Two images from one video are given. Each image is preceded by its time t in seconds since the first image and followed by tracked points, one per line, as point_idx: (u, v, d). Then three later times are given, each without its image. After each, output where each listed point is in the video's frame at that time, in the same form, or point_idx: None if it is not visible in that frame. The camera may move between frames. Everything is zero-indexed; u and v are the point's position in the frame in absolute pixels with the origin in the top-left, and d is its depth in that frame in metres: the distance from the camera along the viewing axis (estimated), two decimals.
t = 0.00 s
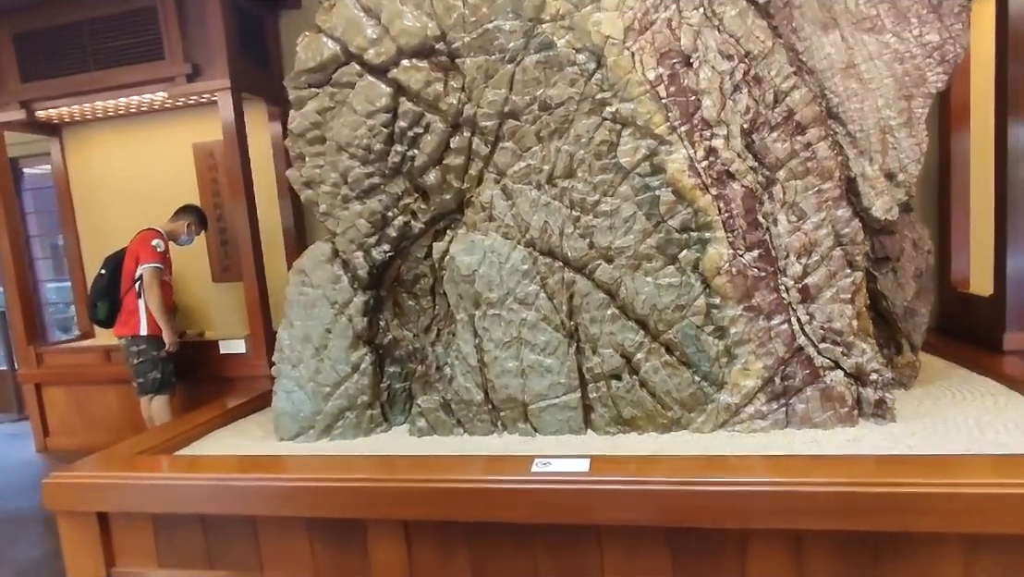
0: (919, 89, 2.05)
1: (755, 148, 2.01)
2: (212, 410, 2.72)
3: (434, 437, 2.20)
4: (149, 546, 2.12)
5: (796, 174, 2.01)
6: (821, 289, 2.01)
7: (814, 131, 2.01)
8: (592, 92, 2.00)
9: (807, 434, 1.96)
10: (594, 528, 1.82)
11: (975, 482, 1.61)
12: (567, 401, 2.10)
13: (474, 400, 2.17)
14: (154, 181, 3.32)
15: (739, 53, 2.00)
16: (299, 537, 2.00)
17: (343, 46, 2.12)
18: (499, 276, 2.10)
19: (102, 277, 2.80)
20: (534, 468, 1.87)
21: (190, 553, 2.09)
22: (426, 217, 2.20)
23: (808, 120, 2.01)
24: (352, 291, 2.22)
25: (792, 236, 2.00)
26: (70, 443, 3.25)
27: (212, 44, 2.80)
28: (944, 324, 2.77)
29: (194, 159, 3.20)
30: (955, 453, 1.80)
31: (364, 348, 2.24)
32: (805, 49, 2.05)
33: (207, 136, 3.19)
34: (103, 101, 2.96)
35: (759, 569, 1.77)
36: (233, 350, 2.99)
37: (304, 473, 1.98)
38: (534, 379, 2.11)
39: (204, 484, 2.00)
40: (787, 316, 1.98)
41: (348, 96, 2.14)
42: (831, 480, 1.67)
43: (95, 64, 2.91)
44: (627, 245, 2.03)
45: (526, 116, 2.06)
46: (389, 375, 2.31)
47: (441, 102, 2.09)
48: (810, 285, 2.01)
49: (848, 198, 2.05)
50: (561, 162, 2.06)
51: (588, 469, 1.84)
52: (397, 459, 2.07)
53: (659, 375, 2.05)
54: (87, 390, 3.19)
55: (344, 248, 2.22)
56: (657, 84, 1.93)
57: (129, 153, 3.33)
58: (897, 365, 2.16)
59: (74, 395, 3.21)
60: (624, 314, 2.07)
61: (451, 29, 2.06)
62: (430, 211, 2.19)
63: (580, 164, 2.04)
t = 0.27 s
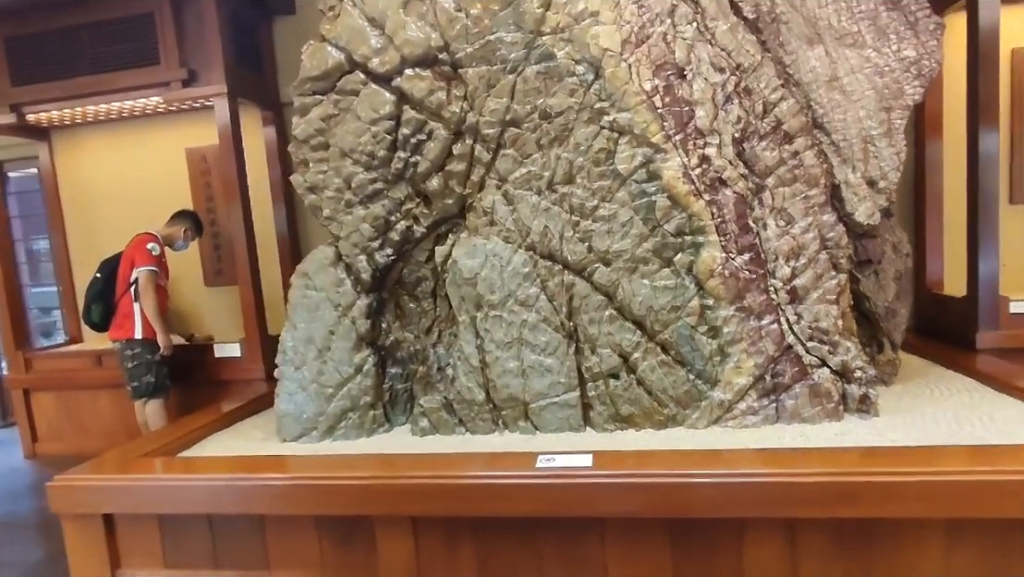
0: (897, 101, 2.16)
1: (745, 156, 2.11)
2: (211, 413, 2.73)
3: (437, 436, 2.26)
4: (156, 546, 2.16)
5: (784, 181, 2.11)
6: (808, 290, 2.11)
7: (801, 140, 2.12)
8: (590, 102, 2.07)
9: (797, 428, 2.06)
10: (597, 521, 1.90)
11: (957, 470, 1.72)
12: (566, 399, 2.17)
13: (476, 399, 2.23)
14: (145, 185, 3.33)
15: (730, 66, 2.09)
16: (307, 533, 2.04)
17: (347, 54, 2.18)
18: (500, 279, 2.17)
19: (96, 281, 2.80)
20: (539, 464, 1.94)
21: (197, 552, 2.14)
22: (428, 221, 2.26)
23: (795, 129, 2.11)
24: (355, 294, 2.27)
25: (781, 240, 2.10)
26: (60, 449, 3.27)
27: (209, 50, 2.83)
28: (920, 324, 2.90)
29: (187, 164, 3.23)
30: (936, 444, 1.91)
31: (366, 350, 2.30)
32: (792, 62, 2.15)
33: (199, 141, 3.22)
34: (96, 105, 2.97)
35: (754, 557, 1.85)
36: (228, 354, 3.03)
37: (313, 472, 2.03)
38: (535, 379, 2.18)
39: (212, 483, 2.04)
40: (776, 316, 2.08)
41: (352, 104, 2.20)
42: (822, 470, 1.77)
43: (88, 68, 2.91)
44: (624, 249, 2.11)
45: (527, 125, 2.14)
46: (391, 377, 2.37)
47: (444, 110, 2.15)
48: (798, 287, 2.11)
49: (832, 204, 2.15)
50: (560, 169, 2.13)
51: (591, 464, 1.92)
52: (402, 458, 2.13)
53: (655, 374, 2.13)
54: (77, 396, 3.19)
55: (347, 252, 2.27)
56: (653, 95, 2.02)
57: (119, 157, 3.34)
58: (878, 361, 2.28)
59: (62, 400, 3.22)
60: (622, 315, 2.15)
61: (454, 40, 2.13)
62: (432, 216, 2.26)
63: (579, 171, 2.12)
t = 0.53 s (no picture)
0: (876, 114, 2.27)
1: (734, 166, 2.20)
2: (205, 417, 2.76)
3: (435, 437, 2.32)
4: (156, 548, 2.21)
5: (770, 190, 2.21)
6: (793, 293, 2.21)
7: (786, 151, 2.22)
8: (585, 112, 2.14)
9: (784, 426, 2.15)
10: (595, 516, 1.97)
11: (937, 463, 1.81)
12: (562, 400, 2.24)
13: (474, 401, 2.29)
14: (135, 190, 3.33)
15: (719, 80, 2.19)
16: (309, 530, 2.09)
17: (348, 64, 2.22)
18: (498, 282, 2.23)
19: (89, 284, 2.81)
20: (538, 462, 2.01)
21: (199, 553, 2.19)
22: (426, 227, 2.32)
23: (780, 140, 2.21)
24: (354, 298, 2.32)
25: (767, 245, 2.20)
26: (47, 454, 3.32)
27: (203, 56, 2.85)
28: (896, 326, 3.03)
29: (178, 168, 3.23)
30: (916, 439, 2.01)
31: (365, 353, 2.34)
32: (776, 76, 2.25)
33: (191, 146, 3.23)
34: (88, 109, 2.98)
35: (746, 548, 1.94)
36: (221, 358, 3.06)
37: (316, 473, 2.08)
38: (531, 380, 2.24)
39: (215, 484, 2.08)
40: (763, 318, 2.16)
41: (352, 112, 2.24)
42: (810, 464, 1.86)
43: (80, 72, 2.92)
44: (618, 254, 2.19)
45: (524, 133, 2.21)
46: (389, 379, 2.42)
47: (443, 119, 2.21)
48: (783, 290, 2.20)
49: (815, 211, 2.25)
50: (557, 176, 2.21)
51: (589, 461, 1.99)
52: (402, 458, 2.18)
53: (648, 374, 2.21)
54: (65, 400, 3.24)
55: (346, 257, 2.32)
56: (646, 106, 2.10)
57: (109, 161, 3.33)
58: (860, 361, 2.42)
59: (51, 406, 3.27)
60: (615, 318, 2.22)
61: (453, 51, 2.19)
62: (430, 222, 2.32)
63: (574, 178, 2.19)
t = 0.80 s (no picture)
0: (864, 125, 2.33)
1: (728, 174, 2.25)
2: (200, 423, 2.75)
3: (435, 442, 2.34)
4: (154, 554, 2.20)
5: (763, 198, 2.26)
6: (786, 298, 2.26)
7: (779, 160, 2.27)
8: (584, 121, 2.19)
9: (778, 429, 2.19)
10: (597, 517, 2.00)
11: (928, 462, 1.87)
12: (561, 404, 2.27)
13: (473, 405, 2.31)
14: (127, 194, 3.34)
15: (713, 91, 2.24)
16: (311, 536, 2.12)
17: (349, 71, 2.25)
18: (498, 288, 2.26)
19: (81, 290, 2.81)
20: (540, 465, 2.04)
21: (198, 558, 2.19)
22: (426, 232, 2.35)
23: (773, 149, 2.27)
24: (354, 303, 2.34)
25: (761, 252, 2.25)
26: (34, 464, 3.26)
27: (199, 62, 2.86)
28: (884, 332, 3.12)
29: (171, 173, 3.24)
30: (906, 440, 2.06)
31: (365, 358, 2.36)
32: (768, 87, 2.31)
33: (184, 151, 3.24)
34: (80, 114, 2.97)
35: (744, 547, 1.98)
36: (214, 364, 3.06)
37: (318, 477, 2.09)
38: (530, 384, 2.27)
39: (216, 488, 2.08)
40: (757, 323, 2.20)
41: (353, 119, 2.27)
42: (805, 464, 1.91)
43: (73, 77, 2.91)
44: (616, 260, 2.23)
45: (523, 141, 2.24)
46: (388, 384, 2.44)
47: (443, 126, 2.24)
48: (776, 296, 2.26)
49: (806, 219, 2.31)
50: (556, 184, 2.24)
51: (590, 464, 2.02)
52: (402, 461, 2.20)
53: (645, 378, 2.25)
54: (53, 407, 3.22)
55: (346, 262, 2.33)
56: (643, 115, 2.15)
57: (102, 165, 3.34)
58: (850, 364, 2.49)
59: (38, 414, 3.23)
60: (613, 323, 2.26)
61: (454, 60, 2.22)
62: (430, 228, 2.34)
63: (573, 186, 2.23)
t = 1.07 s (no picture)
0: (861, 138, 2.37)
1: (729, 185, 2.28)
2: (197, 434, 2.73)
3: (437, 451, 2.33)
4: (153, 566, 2.18)
5: (763, 208, 2.29)
6: (786, 308, 2.29)
7: (778, 171, 2.31)
8: (587, 131, 2.20)
9: (780, 437, 2.21)
10: (603, 526, 2.00)
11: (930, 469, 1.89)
12: (564, 413, 2.27)
13: (476, 414, 2.31)
14: (122, 203, 3.32)
15: (715, 103, 2.27)
16: (315, 547, 2.11)
17: (354, 81, 2.25)
18: (501, 297, 2.27)
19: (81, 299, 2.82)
20: (546, 474, 2.04)
21: (198, 570, 2.17)
22: (429, 242, 2.35)
23: (772, 161, 2.31)
24: (357, 312, 2.34)
25: (762, 261, 2.27)
26: (20, 476, 3.25)
27: (199, 70, 2.86)
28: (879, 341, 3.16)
29: (167, 181, 3.23)
30: (906, 447, 2.09)
31: (367, 367, 2.36)
32: (768, 100, 2.34)
33: (180, 159, 3.23)
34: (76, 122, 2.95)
35: (749, 555, 1.99)
36: (210, 374, 3.03)
37: (322, 487, 2.08)
38: (533, 393, 2.28)
39: (218, 499, 2.07)
40: (758, 332, 2.23)
41: (357, 128, 2.27)
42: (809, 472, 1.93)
43: (70, 84, 2.90)
44: (619, 269, 2.24)
45: (527, 151, 2.26)
46: (390, 394, 2.44)
47: (447, 136, 2.25)
48: (776, 305, 2.28)
49: (806, 230, 2.34)
50: (559, 194, 2.26)
51: (595, 473, 2.03)
52: (406, 471, 2.19)
53: (647, 387, 2.26)
54: (43, 419, 3.19)
55: (349, 271, 2.33)
56: (645, 126, 2.17)
57: (97, 173, 3.32)
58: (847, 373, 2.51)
59: (28, 425, 3.19)
60: (615, 332, 2.27)
61: (458, 71, 2.23)
62: (433, 237, 2.35)
63: (576, 196, 2.25)
